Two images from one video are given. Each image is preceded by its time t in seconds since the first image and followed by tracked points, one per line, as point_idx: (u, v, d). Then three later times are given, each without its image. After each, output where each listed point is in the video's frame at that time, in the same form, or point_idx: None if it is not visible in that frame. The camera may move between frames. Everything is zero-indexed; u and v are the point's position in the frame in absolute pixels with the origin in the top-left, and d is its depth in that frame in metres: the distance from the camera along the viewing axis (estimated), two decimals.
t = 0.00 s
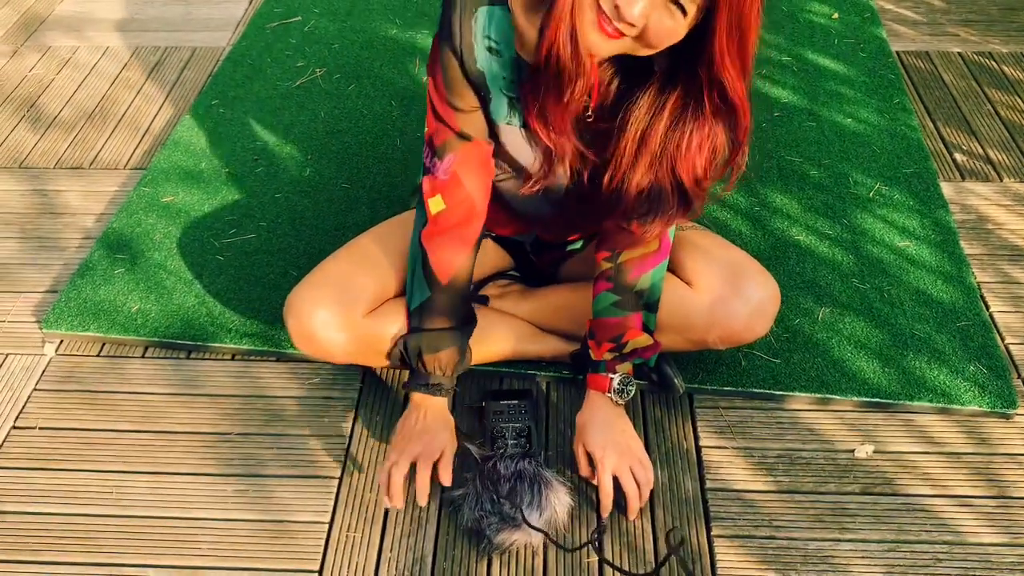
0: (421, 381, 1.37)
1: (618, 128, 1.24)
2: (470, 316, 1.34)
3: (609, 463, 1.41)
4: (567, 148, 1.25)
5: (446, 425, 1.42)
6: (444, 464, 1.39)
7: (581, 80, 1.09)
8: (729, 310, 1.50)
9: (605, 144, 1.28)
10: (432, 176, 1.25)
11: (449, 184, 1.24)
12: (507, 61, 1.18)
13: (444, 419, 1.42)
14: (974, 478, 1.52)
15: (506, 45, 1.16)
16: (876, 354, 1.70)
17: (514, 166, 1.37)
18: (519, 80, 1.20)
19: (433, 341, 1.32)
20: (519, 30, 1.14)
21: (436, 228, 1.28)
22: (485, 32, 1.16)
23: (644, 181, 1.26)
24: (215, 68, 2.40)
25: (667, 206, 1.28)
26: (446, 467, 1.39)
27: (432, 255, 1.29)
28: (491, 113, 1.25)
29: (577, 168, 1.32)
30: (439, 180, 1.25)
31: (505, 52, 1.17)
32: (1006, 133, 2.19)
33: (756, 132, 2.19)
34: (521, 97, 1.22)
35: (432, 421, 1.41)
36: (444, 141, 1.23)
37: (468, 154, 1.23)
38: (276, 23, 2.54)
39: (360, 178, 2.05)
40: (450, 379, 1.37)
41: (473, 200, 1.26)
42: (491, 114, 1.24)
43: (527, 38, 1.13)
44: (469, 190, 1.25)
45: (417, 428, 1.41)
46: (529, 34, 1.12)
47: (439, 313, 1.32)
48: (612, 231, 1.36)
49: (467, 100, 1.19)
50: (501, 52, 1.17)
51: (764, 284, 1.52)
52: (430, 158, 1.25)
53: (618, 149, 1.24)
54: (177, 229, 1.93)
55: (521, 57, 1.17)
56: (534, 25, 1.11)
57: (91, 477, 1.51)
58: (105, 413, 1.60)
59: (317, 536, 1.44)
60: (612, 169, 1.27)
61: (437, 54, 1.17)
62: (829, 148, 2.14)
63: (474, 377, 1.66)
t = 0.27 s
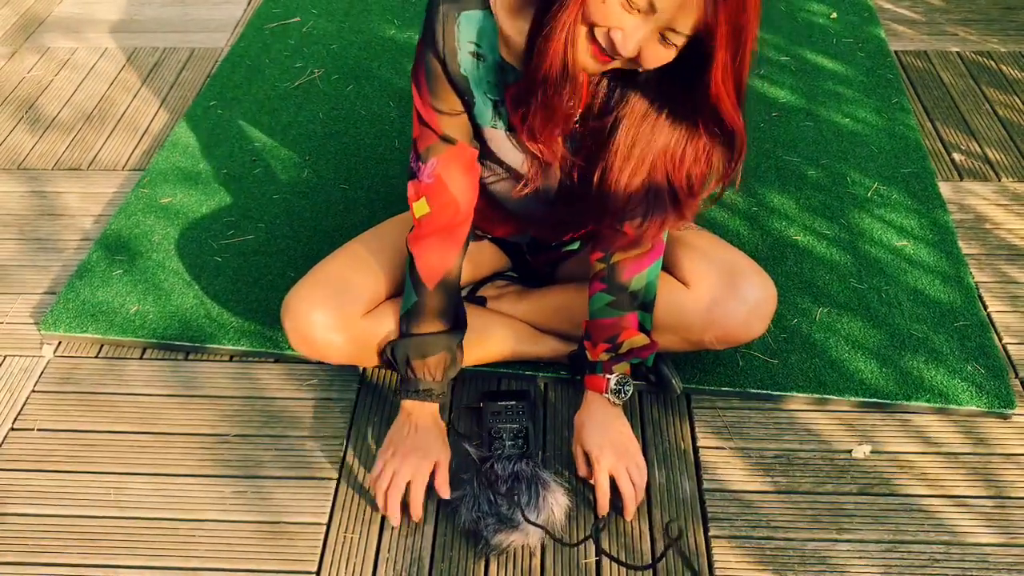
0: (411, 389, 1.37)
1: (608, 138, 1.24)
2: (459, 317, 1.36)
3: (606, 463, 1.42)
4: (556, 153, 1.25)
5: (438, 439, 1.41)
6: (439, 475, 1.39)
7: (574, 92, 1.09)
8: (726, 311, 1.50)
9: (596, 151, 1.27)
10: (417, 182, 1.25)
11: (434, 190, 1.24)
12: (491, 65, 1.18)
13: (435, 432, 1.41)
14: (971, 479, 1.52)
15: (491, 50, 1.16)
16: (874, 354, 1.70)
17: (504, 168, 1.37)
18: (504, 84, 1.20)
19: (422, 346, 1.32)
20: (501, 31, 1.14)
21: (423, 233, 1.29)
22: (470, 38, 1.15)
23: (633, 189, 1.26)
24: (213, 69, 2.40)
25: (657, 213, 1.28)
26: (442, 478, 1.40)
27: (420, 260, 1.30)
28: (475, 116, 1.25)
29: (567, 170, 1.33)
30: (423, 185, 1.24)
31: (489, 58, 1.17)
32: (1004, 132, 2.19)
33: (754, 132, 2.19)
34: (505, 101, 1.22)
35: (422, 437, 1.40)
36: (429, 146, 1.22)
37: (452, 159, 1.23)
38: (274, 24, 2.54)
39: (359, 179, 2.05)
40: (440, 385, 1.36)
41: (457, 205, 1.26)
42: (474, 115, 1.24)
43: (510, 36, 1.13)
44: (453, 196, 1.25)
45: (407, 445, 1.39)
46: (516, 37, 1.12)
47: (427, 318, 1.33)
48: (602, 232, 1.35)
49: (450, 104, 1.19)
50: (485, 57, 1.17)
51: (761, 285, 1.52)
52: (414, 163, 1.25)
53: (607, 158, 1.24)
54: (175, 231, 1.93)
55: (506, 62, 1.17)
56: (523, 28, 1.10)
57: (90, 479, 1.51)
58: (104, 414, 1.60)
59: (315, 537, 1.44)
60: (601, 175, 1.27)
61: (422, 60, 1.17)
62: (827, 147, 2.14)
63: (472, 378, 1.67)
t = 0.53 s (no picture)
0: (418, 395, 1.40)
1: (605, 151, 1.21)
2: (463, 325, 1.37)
3: (604, 463, 1.42)
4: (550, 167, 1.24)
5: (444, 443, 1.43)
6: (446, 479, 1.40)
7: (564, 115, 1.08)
8: (724, 311, 1.50)
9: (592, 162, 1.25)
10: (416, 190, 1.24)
11: (434, 199, 1.24)
12: (485, 75, 1.15)
13: (439, 438, 1.44)
14: (970, 477, 1.52)
15: (485, 58, 1.13)
16: (873, 352, 1.70)
17: (503, 170, 1.36)
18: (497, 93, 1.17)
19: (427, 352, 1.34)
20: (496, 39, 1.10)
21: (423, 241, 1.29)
22: (464, 48, 1.13)
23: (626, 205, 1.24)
24: (212, 69, 2.40)
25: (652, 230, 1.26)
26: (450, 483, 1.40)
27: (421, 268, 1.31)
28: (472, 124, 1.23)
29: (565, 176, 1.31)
30: (422, 195, 1.24)
31: (483, 67, 1.14)
32: (1004, 130, 2.19)
33: (753, 130, 2.18)
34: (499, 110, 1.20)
35: (429, 442, 1.42)
36: (425, 155, 1.21)
37: (451, 168, 1.22)
38: (273, 24, 2.54)
39: (358, 178, 2.06)
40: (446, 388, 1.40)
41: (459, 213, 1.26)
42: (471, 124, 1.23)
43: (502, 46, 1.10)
44: (454, 204, 1.25)
45: (415, 452, 1.41)
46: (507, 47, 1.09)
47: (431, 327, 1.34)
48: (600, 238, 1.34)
49: (446, 114, 1.18)
50: (479, 66, 1.14)
51: (760, 284, 1.52)
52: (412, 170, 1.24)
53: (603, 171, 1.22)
54: (175, 231, 1.93)
55: (500, 70, 1.14)
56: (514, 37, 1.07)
57: (90, 479, 1.51)
58: (103, 414, 1.60)
59: (314, 536, 1.44)
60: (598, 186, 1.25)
61: (416, 70, 1.15)
62: (826, 145, 2.14)
63: (472, 377, 1.67)
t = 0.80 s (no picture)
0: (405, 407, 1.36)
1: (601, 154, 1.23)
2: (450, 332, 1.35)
3: (604, 462, 1.42)
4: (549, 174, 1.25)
5: (433, 449, 1.38)
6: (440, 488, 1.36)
7: (562, 130, 1.08)
8: (723, 310, 1.50)
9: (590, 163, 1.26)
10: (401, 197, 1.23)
11: (419, 206, 1.22)
12: (475, 84, 1.16)
13: (429, 444, 1.38)
14: (970, 473, 1.52)
15: (474, 68, 1.14)
16: (873, 350, 1.70)
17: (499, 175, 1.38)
18: (490, 100, 1.18)
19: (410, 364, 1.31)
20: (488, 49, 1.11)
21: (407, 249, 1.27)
22: (453, 58, 1.14)
23: (626, 204, 1.25)
24: (212, 69, 2.40)
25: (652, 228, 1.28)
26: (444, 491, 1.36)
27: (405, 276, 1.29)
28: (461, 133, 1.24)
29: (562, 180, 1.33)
30: (407, 202, 1.23)
31: (473, 76, 1.15)
32: (1003, 127, 2.19)
33: (752, 128, 2.18)
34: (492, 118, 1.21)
35: (418, 449, 1.37)
36: (412, 162, 1.20)
37: (437, 174, 1.21)
38: (273, 23, 2.54)
39: (357, 177, 2.06)
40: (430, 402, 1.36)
41: (442, 220, 1.25)
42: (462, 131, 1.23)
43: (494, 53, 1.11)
44: (438, 211, 1.23)
45: (404, 458, 1.36)
46: (499, 54, 1.10)
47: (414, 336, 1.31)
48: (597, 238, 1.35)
49: (433, 121, 1.18)
50: (468, 75, 1.15)
51: (758, 282, 1.52)
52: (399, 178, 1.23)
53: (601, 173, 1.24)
54: (174, 230, 1.93)
55: (490, 78, 1.15)
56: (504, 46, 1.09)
57: (91, 478, 1.52)
58: (104, 414, 1.61)
59: (314, 535, 1.44)
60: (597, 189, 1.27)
61: (405, 80, 1.16)
62: (826, 143, 2.14)
63: (472, 376, 1.67)
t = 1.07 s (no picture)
0: (402, 423, 1.36)
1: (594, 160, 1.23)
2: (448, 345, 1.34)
3: (604, 463, 1.44)
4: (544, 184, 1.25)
5: (428, 468, 1.39)
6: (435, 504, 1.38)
7: (553, 139, 1.08)
8: (722, 310, 1.51)
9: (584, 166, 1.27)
10: (394, 210, 1.24)
11: (412, 217, 1.22)
12: (466, 95, 1.17)
13: (424, 462, 1.39)
14: (969, 472, 1.52)
15: (464, 81, 1.16)
16: (872, 349, 1.70)
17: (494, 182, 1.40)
18: (481, 110, 1.19)
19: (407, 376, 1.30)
20: (477, 60, 1.12)
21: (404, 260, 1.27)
22: (442, 72, 1.15)
23: (621, 207, 1.26)
24: (212, 70, 2.40)
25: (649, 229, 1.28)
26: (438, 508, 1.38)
27: (402, 288, 1.28)
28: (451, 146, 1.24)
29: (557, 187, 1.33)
30: (399, 215, 1.23)
31: (464, 88, 1.17)
32: (1003, 126, 2.19)
33: (751, 128, 2.18)
34: (484, 127, 1.22)
35: (413, 470, 1.37)
36: (404, 175, 1.20)
37: (430, 186, 1.21)
38: (272, 25, 2.54)
39: (357, 178, 2.06)
40: (426, 413, 1.36)
41: (436, 232, 1.25)
42: (455, 144, 1.25)
43: (483, 64, 1.12)
44: (431, 223, 1.24)
45: (399, 478, 1.37)
46: (488, 65, 1.11)
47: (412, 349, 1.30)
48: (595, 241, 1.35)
49: (425, 133, 1.18)
50: (458, 88, 1.16)
51: (757, 282, 1.52)
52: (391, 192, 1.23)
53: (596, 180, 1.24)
54: (175, 232, 1.94)
55: (480, 89, 1.16)
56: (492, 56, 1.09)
57: (93, 479, 1.52)
58: (105, 415, 1.61)
59: (315, 535, 1.45)
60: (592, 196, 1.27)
61: (396, 95, 1.17)
62: (825, 142, 2.14)
63: (471, 376, 1.67)
